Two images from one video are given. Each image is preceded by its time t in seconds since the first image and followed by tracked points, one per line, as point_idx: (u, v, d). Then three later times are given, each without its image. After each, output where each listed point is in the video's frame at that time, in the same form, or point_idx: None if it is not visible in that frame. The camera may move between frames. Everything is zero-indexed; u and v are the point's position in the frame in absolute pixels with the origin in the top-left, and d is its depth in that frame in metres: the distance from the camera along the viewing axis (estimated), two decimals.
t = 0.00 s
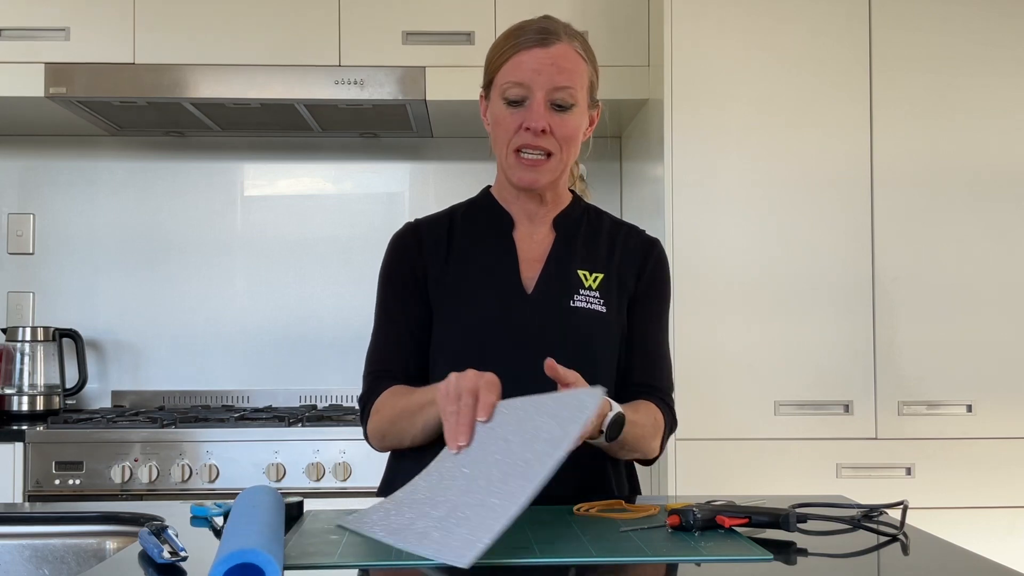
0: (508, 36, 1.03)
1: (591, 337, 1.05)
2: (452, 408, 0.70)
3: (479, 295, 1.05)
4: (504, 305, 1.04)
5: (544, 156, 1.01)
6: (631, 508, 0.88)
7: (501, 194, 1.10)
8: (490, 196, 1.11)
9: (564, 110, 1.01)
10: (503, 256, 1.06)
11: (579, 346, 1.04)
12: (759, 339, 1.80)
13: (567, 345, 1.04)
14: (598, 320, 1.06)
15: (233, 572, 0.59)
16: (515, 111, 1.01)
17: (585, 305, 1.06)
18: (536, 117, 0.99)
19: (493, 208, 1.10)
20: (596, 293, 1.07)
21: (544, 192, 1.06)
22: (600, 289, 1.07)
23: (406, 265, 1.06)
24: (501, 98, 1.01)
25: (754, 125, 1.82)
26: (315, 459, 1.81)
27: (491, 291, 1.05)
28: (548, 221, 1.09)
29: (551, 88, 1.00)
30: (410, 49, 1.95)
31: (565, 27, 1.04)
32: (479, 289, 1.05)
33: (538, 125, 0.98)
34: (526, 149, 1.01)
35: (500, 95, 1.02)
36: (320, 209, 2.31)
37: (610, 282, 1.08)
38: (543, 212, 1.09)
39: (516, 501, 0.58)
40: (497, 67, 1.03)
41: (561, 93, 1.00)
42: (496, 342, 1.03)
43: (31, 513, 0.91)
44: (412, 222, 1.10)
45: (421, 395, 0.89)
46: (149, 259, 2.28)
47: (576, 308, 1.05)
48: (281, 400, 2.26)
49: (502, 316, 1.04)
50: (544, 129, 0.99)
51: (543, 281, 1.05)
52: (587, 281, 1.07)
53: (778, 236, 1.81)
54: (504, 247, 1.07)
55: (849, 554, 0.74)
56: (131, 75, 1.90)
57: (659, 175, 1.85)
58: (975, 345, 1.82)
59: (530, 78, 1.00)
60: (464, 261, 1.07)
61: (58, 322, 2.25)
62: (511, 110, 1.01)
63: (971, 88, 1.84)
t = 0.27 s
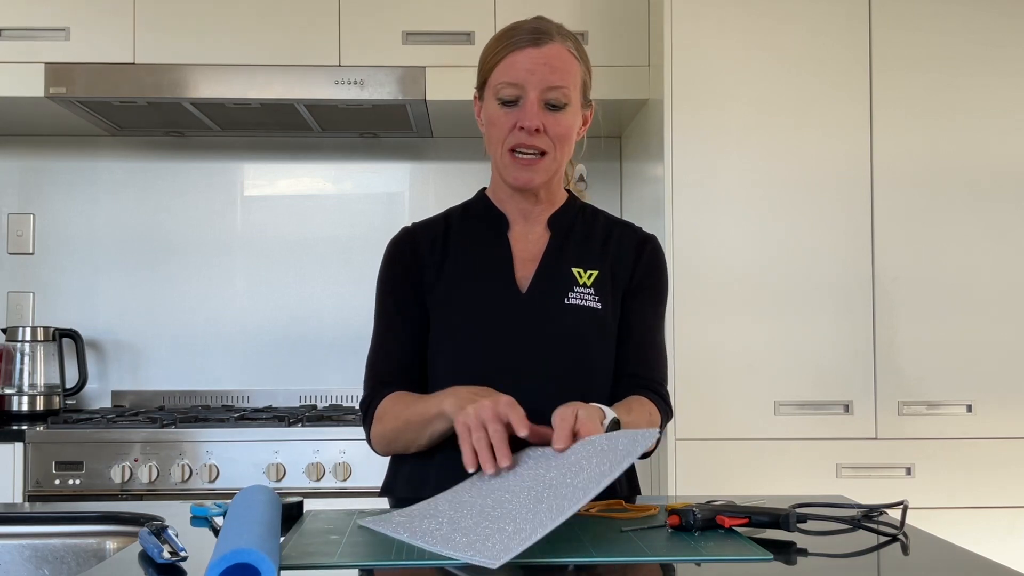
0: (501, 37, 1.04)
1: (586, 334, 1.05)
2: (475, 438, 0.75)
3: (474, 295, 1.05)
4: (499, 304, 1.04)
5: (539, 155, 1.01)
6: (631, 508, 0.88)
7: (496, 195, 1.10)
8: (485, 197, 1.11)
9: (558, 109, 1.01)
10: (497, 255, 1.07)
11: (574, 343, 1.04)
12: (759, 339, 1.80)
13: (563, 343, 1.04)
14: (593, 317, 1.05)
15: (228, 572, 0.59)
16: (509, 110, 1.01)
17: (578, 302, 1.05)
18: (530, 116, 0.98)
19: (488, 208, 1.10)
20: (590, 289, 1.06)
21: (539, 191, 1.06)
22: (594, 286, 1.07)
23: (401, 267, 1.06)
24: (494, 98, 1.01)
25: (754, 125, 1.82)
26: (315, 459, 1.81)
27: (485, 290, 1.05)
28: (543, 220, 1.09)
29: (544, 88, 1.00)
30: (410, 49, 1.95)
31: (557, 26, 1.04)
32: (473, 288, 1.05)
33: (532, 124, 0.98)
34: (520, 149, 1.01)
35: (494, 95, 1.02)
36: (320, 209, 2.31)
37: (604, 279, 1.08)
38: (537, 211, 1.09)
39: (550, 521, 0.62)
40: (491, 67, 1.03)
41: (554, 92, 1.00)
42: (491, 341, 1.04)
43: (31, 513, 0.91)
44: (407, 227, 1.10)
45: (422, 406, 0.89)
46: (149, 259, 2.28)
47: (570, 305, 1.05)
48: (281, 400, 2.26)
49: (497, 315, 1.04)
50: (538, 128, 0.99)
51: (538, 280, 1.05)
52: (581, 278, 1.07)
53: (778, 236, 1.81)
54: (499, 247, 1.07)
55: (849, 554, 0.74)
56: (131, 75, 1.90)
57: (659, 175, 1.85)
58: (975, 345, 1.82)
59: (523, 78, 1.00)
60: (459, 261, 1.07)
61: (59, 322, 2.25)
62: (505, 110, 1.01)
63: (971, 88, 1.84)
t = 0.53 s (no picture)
0: (496, 37, 1.04)
1: (586, 333, 1.05)
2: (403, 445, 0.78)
3: (473, 295, 1.05)
4: (499, 305, 1.04)
5: (536, 152, 1.01)
6: (632, 508, 0.88)
7: (494, 196, 1.10)
8: (484, 198, 1.11)
9: (554, 106, 1.01)
10: (497, 256, 1.06)
11: (575, 342, 1.04)
12: (759, 339, 1.80)
13: (564, 342, 1.04)
14: (594, 316, 1.06)
15: (231, 572, 0.59)
16: (505, 109, 1.01)
17: (580, 301, 1.06)
18: (526, 113, 0.99)
19: (487, 210, 1.09)
20: (591, 289, 1.07)
21: (537, 191, 1.06)
22: (595, 285, 1.07)
23: (400, 268, 1.07)
24: (490, 98, 1.02)
25: (753, 125, 1.82)
26: (315, 459, 1.81)
27: (485, 291, 1.05)
28: (542, 219, 1.09)
29: (540, 85, 1.00)
30: (409, 49, 1.95)
31: (552, 26, 1.04)
32: (473, 289, 1.05)
33: (529, 122, 0.98)
34: (517, 146, 1.01)
35: (490, 95, 1.02)
36: (320, 209, 2.31)
37: (605, 278, 1.08)
38: (536, 211, 1.09)
39: (501, 417, 0.65)
40: (486, 67, 1.03)
41: (549, 89, 1.00)
42: (491, 342, 1.04)
43: (31, 513, 0.91)
44: (407, 228, 1.11)
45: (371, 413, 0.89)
46: (149, 259, 2.28)
47: (571, 305, 1.05)
48: (281, 400, 2.26)
49: (497, 316, 1.04)
50: (534, 125, 0.99)
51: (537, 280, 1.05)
52: (582, 278, 1.07)
53: (778, 236, 1.81)
54: (498, 248, 1.07)
55: (850, 554, 0.74)
56: (131, 75, 1.90)
57: (659, 175, 1.85)
58: (975, 345, 1.82)
59: (519, 76, 1.00)
60: (458, 262, 1.07)
61: (59, 322, 2.25)
62: (501, 109, 1.01)
63: (971, 88, 1.84)
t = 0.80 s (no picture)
0: (496, 35, 1.03)
1: (587, 331, 1.07)
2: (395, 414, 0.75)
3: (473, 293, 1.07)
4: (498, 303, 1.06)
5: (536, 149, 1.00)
6: (632, 508, 0.88)
7: (494, 195, 1.10)
8: (484, 198, 1.12)
9: (554, 103, 1.00)
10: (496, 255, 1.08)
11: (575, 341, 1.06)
12: (759, 339, 1.80)
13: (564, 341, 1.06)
14: (594, 314, 1.07)
15: (232, 572, 0.59)
16: (506, 106, 1.00)
17: (582, 300, 1.07)
18: (526, 109, 0.97)
19: (487, 209, 1.11)
20: (592, 288, 1.08)
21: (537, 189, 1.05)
22: (596, 285, 1.09)
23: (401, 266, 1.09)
24: (490, 94, 1.01)
25: (753, 125, 1.82)
26: (315, 459, 1.81)
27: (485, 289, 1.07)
28: (542, 219, 1.09)
29: (540, 81, 0.99)
30: (410, 49, 1.95)
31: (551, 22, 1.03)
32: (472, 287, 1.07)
33: (529, 118, 0.97)
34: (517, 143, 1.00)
35: (490, 92, 1.01)
36: (320, 209, 2.31)
37: (606, 278, 1.09)
38: (535, 210, 1.09)
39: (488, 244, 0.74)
40: (486, 65, 1.02)
41: (550, 85, 0.99)
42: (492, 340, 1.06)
43: (31, 513, 0.91)
44: (408, 228, 1.14)
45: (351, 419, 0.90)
46: (149, 259, 2.28)
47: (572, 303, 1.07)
48: (281, 400, 2.26)
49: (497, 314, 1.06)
50: (535, 121, 0.98)
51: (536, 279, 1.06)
52: (583, 277, 1.08)
53: (778, 236, 1.81)
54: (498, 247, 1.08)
55: (850, 554, 0.74)
56: (131, 75, 1.90)
57: (659, 175, 1.85)
58: (975, 345, 1.82)
59: (519, 72, 0.99)
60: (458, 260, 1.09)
61: (59, 322, 2.25)
62: (501, 105, 1.00)
63: (971, 88, 1.84)
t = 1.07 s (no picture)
0: (497, 31, 1.04)
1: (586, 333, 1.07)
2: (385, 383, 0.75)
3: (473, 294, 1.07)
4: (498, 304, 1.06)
5: (536, 144, 1.00)
6: (632, 508, 0.88)
7: (494, 195, 1.10)
8: (484, 197, 1.12)
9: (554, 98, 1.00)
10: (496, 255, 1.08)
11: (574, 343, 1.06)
12: (759, 339, 1.80)
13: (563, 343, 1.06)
14: (594, 317, 1.07)
15: (232, 572, 0.59)
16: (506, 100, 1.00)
17: (582, 302, 1.07)
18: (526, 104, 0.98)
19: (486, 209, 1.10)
20: (592, 290, 1.08)
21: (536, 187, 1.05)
22: (596, 286, 1.09)
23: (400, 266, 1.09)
24: (490, 89, 1.01)
25: (753, 125, 1.82)
26: (315, 459, 1.81)
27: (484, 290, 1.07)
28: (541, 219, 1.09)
29: (540, 76, 0.99)
30: (410, 49, 1.95)
31: (553, 20, 1.04)
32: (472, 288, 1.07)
33: (529, 112, 0.97)
34: (517, 138, 1.00)
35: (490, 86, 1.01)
36: (320, 210, 2.31)
37: (606, 279, 1.09)
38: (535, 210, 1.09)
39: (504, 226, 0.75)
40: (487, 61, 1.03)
41: (550, 80, 0.99)
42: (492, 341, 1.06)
43: (31, 513, 0.91)
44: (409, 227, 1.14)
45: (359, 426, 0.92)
46: (149, 258, 2.28)
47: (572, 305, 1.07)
48: (281, 400, 2.26)
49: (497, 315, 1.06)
50: (534, 116, 0.98)
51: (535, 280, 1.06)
52: (583, 279, 1.08)
53: (777, 236, 1.81)
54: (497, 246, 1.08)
55: (850, 554, 0.74)
56: (131, 75, 1.90)
57: (659, 175, 1.85)
58: (975, 345, 1.82)
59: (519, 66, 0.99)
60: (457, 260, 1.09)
61: (58, 322, 2.25)
62: (501, 100, 1.00)
63: (971, 87, 1.84)
